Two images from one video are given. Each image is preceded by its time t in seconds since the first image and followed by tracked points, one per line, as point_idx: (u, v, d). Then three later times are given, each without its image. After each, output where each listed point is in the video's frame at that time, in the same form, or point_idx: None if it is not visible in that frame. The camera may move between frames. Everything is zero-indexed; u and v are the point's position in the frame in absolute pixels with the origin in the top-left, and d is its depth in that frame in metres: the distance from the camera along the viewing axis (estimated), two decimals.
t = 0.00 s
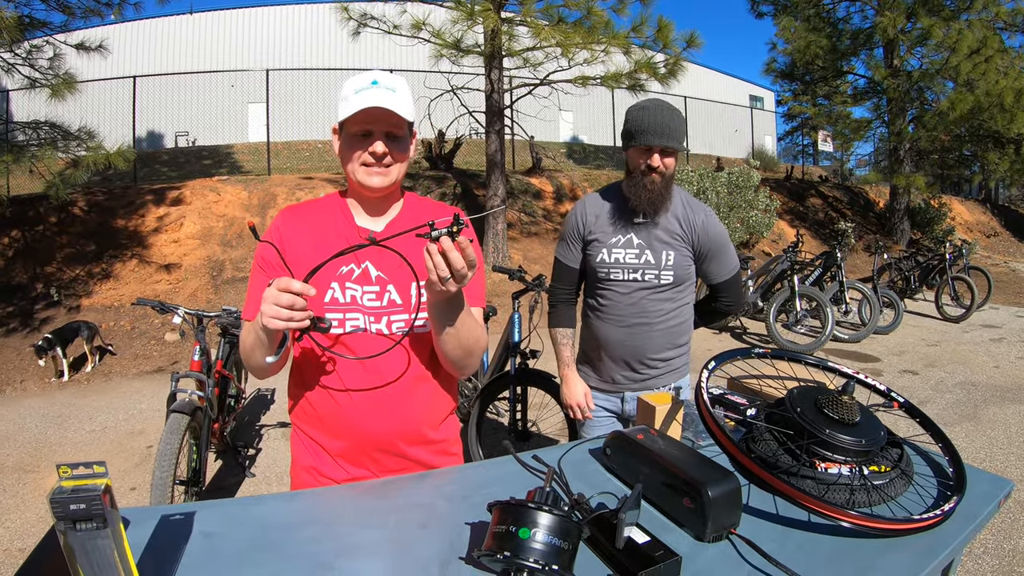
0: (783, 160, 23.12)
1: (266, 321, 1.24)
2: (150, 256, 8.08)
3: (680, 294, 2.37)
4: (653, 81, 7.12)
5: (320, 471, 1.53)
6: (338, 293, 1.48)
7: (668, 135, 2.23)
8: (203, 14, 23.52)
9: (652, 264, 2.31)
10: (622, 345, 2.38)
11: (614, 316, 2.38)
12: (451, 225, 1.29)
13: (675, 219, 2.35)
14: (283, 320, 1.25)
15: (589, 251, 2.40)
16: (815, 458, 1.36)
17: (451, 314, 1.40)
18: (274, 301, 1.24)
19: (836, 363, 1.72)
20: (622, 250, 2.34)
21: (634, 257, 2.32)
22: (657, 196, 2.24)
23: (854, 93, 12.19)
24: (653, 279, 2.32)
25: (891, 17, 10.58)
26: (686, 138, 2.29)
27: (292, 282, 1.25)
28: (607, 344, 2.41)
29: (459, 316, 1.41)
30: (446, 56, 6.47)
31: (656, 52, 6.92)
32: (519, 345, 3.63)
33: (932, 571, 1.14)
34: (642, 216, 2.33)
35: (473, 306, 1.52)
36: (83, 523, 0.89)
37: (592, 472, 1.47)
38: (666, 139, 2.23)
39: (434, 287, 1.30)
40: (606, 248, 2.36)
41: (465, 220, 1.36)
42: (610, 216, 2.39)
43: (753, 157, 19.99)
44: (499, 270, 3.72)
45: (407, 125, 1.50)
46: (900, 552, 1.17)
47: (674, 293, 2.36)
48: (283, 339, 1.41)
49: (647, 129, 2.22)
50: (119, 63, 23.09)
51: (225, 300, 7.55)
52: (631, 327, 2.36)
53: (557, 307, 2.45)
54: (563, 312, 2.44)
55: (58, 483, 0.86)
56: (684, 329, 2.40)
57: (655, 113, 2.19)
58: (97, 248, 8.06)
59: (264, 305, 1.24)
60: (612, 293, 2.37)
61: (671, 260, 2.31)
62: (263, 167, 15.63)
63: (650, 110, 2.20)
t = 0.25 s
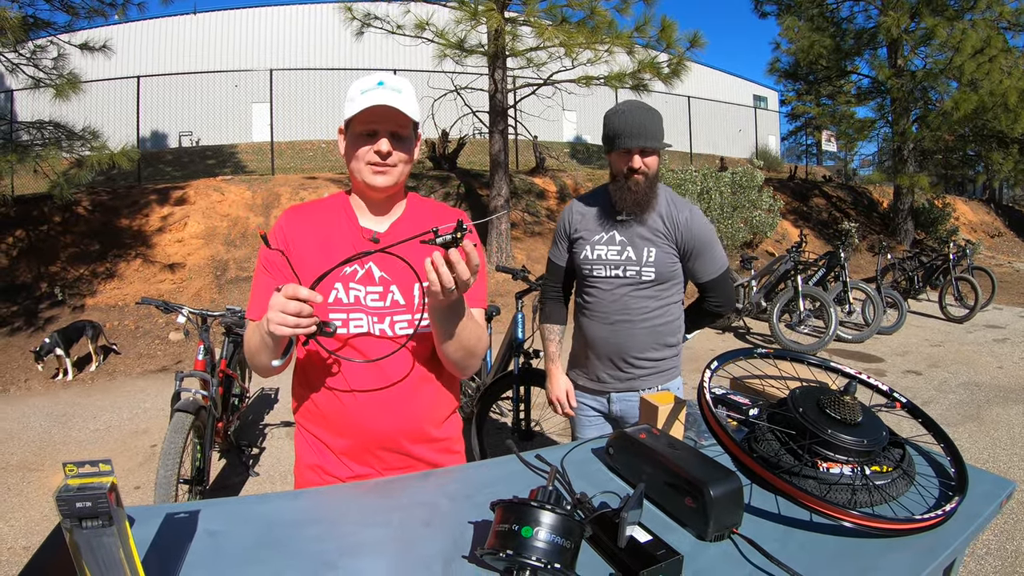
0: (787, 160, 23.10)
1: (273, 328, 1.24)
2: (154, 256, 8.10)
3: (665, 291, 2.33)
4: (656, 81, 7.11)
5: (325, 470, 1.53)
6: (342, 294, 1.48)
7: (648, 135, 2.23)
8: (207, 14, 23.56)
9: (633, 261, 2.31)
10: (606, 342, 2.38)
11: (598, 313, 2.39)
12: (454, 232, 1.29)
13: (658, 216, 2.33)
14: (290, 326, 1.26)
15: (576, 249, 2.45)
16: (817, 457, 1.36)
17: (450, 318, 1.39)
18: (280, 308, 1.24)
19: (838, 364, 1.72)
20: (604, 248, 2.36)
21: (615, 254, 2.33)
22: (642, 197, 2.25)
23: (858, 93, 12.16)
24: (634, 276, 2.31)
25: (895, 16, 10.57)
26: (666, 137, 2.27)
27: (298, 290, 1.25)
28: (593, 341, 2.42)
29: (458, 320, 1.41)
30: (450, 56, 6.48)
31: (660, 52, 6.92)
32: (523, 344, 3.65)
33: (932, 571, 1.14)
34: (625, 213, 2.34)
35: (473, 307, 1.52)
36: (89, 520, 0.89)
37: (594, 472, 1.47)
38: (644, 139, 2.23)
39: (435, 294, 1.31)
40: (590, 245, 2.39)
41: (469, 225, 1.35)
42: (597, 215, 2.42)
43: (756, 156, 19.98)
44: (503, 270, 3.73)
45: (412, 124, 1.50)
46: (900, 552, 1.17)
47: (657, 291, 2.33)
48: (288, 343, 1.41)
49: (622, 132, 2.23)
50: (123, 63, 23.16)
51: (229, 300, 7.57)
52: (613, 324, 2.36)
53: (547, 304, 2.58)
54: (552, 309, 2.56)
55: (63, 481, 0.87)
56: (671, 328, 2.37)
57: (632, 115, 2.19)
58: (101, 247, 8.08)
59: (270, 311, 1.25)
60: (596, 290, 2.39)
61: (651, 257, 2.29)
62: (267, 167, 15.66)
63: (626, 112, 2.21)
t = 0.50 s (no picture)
0: (805, 166, 22.93)
1: (299, 313, 1.25)
2: (172, 245, 8.17)
3: (742, 284, 2.40)
4: (677, 83, 7.09)
5: (346, 463, 1.52)
6: (367, 284, 1.48)
7: (714, 123, 2.24)
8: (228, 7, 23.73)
9: (717, 256, 2.33)
10: (693, 341, 2.36)
11: (682, 313, 2.36)
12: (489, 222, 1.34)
13: (729, 211, 2.38)
14: (315, 313, 1.25)
15: (651, 248, 2.39)
16: (834, 465, 1.33)
17: (481, 310, 1.42)
18: (307, 295, 1.25)
19: (858, 371, 1.69)
20: (687, 244, 2.34)
21: (699, 250, 2.33)
22: (694, 181, 2.31)
23: (880, 100, 12.05)
24: (720, 271, 2.34)
25: (919, 24, 10.48)
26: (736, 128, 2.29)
27: (328, 278, 1.26)
28: (675, 341, 2.38)
29: (488, 309, 1.43)
30: (471, 53, 6.48)
31: (682, 54, 6.89)
32: (539, 343, 3.66)
33: None
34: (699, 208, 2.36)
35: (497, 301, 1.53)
36: (104, 507, 0.88)
37: (612, 473, 1.46)
38: (712, 127, 2.23)
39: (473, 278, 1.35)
40: (670, 243, 2.36)
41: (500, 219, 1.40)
42: (667, 211, 2.39)
43: (774, 162, 19.87)
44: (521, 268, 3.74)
45: (442, 123, 1.51)
46: (917, 564, 1.15)
47: (736, 285, 2.39)
48: (306, 328, 1.40)
49: (691, 116, 2.26)
50: (145, 53, 23.40)
51: (245, 291, 7.63)
52: (702, 323, 2.35)
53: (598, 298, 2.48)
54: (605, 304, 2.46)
55: (81, 466, 0.86)
56: (743, 321, 2.44)
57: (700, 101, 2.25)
58: (119, 235, 8.16)
59: (297, 297, 1.25)
60: (682, 289, 2.36)
61: (735, 251, 2.34)
62: (284, 160, 15.76)
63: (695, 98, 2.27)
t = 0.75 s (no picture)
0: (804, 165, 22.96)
1: (299, 308, 1.24)
2: (171, 244, 8.15)
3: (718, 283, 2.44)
4: (677, 83, 7.09)
5: (344, 461, 1.51)
6: (365, 282, 1.48)
7: (686, 125, 2.26)
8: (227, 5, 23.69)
9: (697, 256, 2.34)
10: (676, 343, 2.35)
11: (664, 315, 2.35)
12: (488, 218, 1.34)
13: (705, 211, 2.40)
14: (315, 308, 1.25)
15: (629, 251, 2.35)
16: (831, 464, 1.33)
17: (477, 308, 1.41)
18: (308, 289, 1.25)
19: (855, 371, 1.69)
20: (666, 247, 2.33)
21: (679, 252, 2.33)
22: (669, 185, 2.28)
23: (879, 100, 12.03)
24: (700, 271, 2.35)
25: (918, 24, 10.48)
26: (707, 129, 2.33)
27: (328, 273, 1.26)
28: (657, 345, 2.36)
29: (485, 307, 1.42)
30: (471, 53, 6.47)
31: (681, 53, 6.89)
32: (537, 342, 3.67)
33: None
34: (676, 209, 2.35)
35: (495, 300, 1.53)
36: (102, 505, 0.88)
37: (609, 472, 1.46)
38: (686, 130, 2.26)
39: (473, 276, 1.36)
40: (648, 246, 2.32)
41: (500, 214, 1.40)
42: (643, 213, 2.36)
43: (773, 162, 19.88)
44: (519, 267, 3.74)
45: (440, 122, 1.51)
46: (913, 564, 1.16)
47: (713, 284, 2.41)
48: (305, 324, 1.40)
49: (661, 120, 2.28)
50: (144, 52, 23.38)
51: (244, 290, 7.63)
52: (683, 324, 2.35)
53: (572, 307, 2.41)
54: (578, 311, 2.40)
55: (79, 464, 0.86)
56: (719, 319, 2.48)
57: (671, 104, 2.25)
58: (118, 234, 8.14)
59: (297, 292, 1.25)
60: (663, 291, 2.34)
61: (712, 250, 2.37)
62: (284, 159, 15.75)
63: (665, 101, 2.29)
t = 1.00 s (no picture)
0: (804, 165, 22.96)
1: (302, 306, 1.24)
2: (171, 244, 8.15)
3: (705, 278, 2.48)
4: (677, 83, 7.09)
5: (342, 460, 1.52)
6: (365, 281, 1.48)
7: (670, 127, 2.28)
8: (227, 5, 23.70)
9: (687, 254, 2.37)
10: (673, 342, 2.36)
11: (662, 316, 2.35)
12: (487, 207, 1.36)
13: (689, 208, 2.45)
14: (319, 306, 1.25)
15: (623, 256, 2.32)
16: (830, 464, 1.33)
17: (475, 304, 1.41)
18: (312, 288, 1.24)
19: (855, 372, 1.69)
20: (658, 248, 2.33)
21: (670, 252, 2.34)
22: (661, 190, 2.28)
23: (879, 100, 12.03)
24: (691, 269, 2.37)
25: (918, 24, 10.47)
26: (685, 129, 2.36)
27: (332, 271, 1.26)
28: (654, 347, 2.36)
29: (481, 300, 1.42)
30: (471, 53, 6.47)
31: (681, 53, 6.89)
32: (537, 342, 3.68)
33: None
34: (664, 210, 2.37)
35: (493, 297, 1.52)
36: (102, 503, 0.88)
37: (608, 472, 1.46)
38: (670, 132, 2.28)
39: (472, 264, 1.37)
40: (642, 249, 2.32)
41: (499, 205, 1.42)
42: (632, 216, 2.34)
43: (773, 163, 19.89)
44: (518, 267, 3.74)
45: (436, 117, 1.50)
46: (913, 564, 1.16)
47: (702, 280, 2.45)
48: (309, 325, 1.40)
49: (645, 124, 2.28)
50: (144, 52, 23.38)
51: (244, 290, 7.63)
52: (679, 323, 2.36)
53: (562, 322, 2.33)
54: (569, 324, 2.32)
55: (80, 462, 0.86)
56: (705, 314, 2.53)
57: (654, 108, 2.26)
58: (118, 234, 8.15)
59: (301, 290, 1.24)
60: (659, 292, 2.34)
61: (701, 246, 2.40)
62: (284, 158, 15.75)
63: (645, 104, 2.28)
